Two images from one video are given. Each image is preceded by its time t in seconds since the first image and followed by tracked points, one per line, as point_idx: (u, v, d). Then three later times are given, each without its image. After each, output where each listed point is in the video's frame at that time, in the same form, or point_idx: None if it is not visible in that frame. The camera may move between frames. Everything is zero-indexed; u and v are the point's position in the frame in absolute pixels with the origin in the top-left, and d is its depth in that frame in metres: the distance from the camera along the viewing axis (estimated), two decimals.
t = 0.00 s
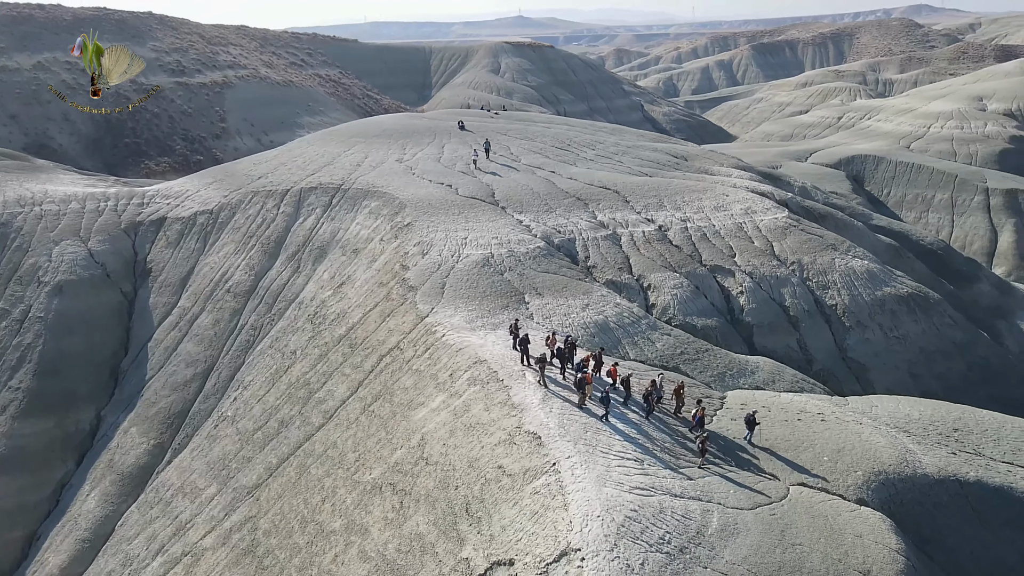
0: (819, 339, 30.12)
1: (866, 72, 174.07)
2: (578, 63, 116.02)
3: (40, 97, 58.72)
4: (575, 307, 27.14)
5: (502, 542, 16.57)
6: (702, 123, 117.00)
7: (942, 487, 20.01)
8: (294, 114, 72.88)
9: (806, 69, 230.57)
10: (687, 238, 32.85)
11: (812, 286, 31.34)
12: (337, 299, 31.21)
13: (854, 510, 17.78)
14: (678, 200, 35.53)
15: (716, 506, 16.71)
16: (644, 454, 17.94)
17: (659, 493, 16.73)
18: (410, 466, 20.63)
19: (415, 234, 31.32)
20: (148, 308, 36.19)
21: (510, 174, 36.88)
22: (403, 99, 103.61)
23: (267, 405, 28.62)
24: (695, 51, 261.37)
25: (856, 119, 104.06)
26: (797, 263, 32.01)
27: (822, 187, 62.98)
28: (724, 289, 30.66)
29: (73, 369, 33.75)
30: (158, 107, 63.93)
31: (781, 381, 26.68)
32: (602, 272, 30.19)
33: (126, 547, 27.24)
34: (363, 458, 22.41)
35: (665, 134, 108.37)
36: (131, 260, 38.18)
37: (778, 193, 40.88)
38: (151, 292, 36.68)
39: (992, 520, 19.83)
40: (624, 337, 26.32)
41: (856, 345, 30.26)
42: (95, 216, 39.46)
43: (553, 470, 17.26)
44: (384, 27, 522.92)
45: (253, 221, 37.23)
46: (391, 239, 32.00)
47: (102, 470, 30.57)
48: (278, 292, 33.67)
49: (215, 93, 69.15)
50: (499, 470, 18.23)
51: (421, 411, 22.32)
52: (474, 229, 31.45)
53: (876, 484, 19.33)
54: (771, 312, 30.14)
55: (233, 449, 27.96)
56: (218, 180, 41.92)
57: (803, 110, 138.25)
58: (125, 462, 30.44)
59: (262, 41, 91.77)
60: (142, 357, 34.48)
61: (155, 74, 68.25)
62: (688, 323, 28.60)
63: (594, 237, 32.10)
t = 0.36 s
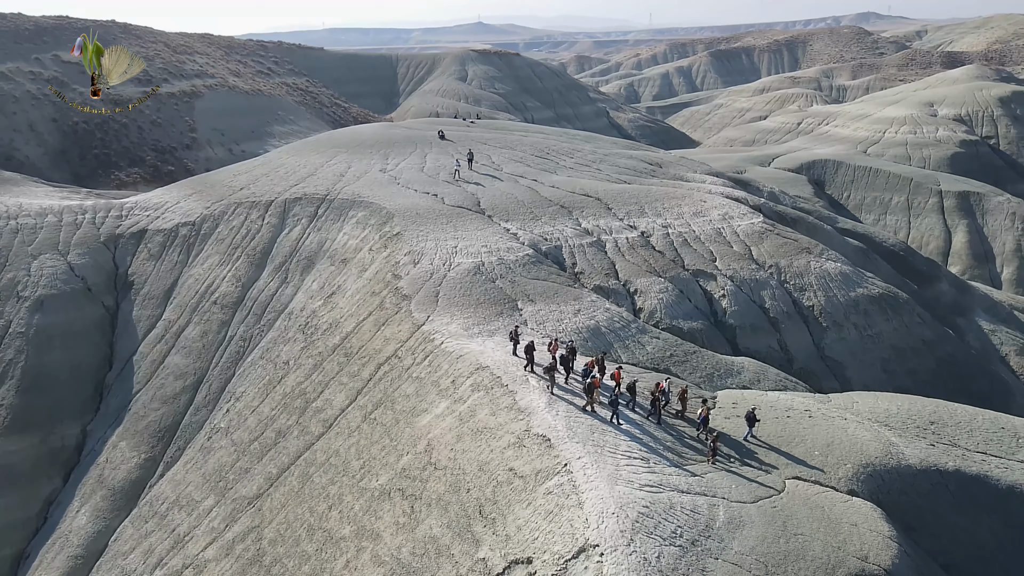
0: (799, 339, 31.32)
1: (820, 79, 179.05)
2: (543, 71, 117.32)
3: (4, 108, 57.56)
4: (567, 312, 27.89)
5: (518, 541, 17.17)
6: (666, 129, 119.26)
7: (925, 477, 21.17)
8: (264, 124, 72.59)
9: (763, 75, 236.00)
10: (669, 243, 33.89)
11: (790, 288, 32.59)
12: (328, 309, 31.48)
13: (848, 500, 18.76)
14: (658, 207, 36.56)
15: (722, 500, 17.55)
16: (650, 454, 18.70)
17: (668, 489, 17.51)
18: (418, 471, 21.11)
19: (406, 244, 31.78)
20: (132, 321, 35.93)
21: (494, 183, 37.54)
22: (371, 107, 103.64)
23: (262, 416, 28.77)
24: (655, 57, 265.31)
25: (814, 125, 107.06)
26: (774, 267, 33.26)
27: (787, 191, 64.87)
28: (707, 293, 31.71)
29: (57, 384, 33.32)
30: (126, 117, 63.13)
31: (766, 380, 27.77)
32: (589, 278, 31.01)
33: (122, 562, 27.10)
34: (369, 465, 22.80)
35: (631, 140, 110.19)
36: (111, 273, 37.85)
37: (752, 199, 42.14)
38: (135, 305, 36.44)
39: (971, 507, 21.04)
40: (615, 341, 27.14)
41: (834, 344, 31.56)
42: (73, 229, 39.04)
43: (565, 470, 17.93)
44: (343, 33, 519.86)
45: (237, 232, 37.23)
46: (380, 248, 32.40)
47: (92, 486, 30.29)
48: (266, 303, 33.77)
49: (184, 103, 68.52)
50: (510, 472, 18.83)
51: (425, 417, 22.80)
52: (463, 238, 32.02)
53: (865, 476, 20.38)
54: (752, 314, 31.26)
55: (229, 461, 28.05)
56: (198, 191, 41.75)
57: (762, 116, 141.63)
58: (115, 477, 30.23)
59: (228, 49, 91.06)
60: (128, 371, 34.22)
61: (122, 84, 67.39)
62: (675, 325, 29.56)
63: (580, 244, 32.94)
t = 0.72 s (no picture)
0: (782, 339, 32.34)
1: (781, 84, 183.09)
2: (513, 77, 118.22)
3: None
4: (561, 318, 28.53)
5: (533, 541, 17.70)
6: (635, 134, 121.03)
7: (910, 469, 22.23)
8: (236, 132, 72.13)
9: (726, 80, 240.22)
10: (654, 248, 34.77)
11: (771, 290, 33.66)
12: (320, 318, 31.69)
13: (842, 493, 19.66)
14: (641, 213, 37.47)
15: (726, 496, 18.31)
16: (655, 453, 19.38)
17: (675, 487, 18.22)
18: (425, 476, 21.51)
19: (397, 252, 32.14)
20: (118, 333, 35.67)
21: (480, 191, 38.05)
22: (342, 114, 103.46)
23: (259, 425, 28.87)
24: (619, 63, 268.29)
25: (779, 129, 109.55)
26: (756, 270, 34.33)
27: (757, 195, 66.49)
28: (692, 296, 32.60)
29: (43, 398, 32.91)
30: (97, 126, 62.29)
31: (753, 380, 28.72)
32: (579, 283, 31.70)
33: None
34: (374, 471, 23.13)
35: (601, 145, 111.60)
36: (95, 285, 37.49)
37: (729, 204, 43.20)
38: (120, 316, 36.18)
39: (953, 496, 22.17)
40: (609, 345, 27.84)
41: (814, 344, 32.68)
42: (53, 241, 38.61)
43: (575, 471, 18.52)
44: (305, 39, 514.91)
45: (224, 242, 37.19)
46: (372, 257, 32.70)
47: (83, 500, 30.01)
48: (256, 313, 33.83)
49: (155, 111, 67.83)
50: (520, 474, 19.37)
51: (429, 423, 23.20)
52: (454, 246, 32.48)
53: (855, 469, 21.32)
54: (736, 316, 32.24)
55: (226, 471, 28.10)
56: (180, 201, 41.55)
57: (727, 121, 144.34)
58: (107, 490, 30.02)
59: (196, 57, 90.19)
60: (116, 383, 33.96)
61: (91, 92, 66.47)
62: (663, 328, 30.38)
63: (568, 250, 33.62)
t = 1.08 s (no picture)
0: (764, 341, 33.43)
1: (740, 90, 187.15)
2: (481, 85, 119.05)
3: None
4: (554, 323, 29.22)
5: (548, 540, 18.29)
6: (601, 141, 122.75)
7: (895, 461, 23.36)
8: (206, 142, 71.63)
9: (686, 86, 244.45)
10: (638, 254, 35.70)
11: (752, 293, 34.81)
12: (312, 328, 31.87)
13: (836, 486, 20.64)
14: (624, 219, 38.41)
15: (730, 491, 19.11)
16: (660, 452, 20.14)
17: (682, 484, 18.98)
18: (434, 480, 21.94)
19: (388, 262, 32.49)
20: (102, 347, 35.32)
21: (465, 199, 38.54)
22: (310, 122, 103.06)
23: (255, 435, 28.94)
24: (581, 69, 271.09)
25: (742, 134, 112.16)
26: (736, 274, 35.46)
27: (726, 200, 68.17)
28: (677, 299, 33.59)
29: (28, 414, 32.45)
30: (64, 136, 61.27)
31: (739, 379, 29.77)
32: (568, 289, 32.44)
33: None
34: (380, 477, 23.49)
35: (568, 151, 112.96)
36: (76, 299, 37.03)
37: (707, 210, 44.32)
38: (104, 330, 35.82)
39: (935, 486, 23.37)
40: (601, 349, 28.59)
41: (795, 344, 33.85)
42: (32, 255, 38.08)
43: (585, 471, 19.17)
44: (263, 45, 509.22)
45: (209, 253, 37.07)
46: (362, 266, 32.98)
47: (74, 516, 29.67)
48: (245, 324, 33.84)
49: (123, 121, 66.99)
50: (531, 476, 19.95)
51: (434, 428, 23.65)
52: (444, 254, 32.92)
53: (845, 463, 22.36)
54: (720, 318, 33.27)
55: (223, 483, 28.13)
56: (161, 212, 41.24)
57: (690, 126, 147.07)
58: (99, 506, 29.72)
59: (161, 65, 89.10)
60: (102, 397, 33.59)
61: (57, 102, 65.39)
62: (652, 332, 31.28)
63: (555, 257, 34.34)
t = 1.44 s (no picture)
0: (747, 341, 34.48)
1: (701, 96, 190.62)
2: (448, 91, 119.43)
3: None
4: (547, 328, 29.86)
5: (562, 539, 18.86)
6: (568, 147, 124.11)
7: (881, 454, 24.48)
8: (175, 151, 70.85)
9: (646, 92, 248.03)
10: (622, 259, 36.55)
11: (733, 296, 35.90)
12: (305, 337, 31.99)
13: (830, 478, 21.58)
14: (607, 226, 39.23)
15: (734, 487, 19.91)
16: (665, 450, 20.87)
17: (688, 481, 19.72)
18: (442, 485, 22.35)
19: (380, 270, 32.77)
20: (86, 360, 34.85)
21: (451, 208, 38.96)
22: (277, 129, 102.37)
23: (252, 446, 28.97)
24: (544, 75, 273.00)
25: (706, 140, 114.41)
26: (718, 277, 36.52)
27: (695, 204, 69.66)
28: (662, 303, 34.48)
29: (12, 430, 31.89)
30: (30, 146, 60.01)
31: (727, 379, 30.73)
32: (558, 295, 33.10)
33: None
34: (386, 484, 23.80)
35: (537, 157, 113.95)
36: (57, 312, 36.47)
37: (684, 215, 45.39)
38: (88, 343, 35.37)
39: (918, 477, 24.55)
40: (594, 353, 29.29)
41: (776, 344, 34.97)
42: (10, 269, 37.43)
43: (596, 471, 19.79)
44: (219, 51, 501.59)
45: (194, 264, 36.86)
46: (353, 275, 33.20)
47: (65, 532, 29.26)
48: (235, 334, 33.79)
49: (90, 130, 65.86)
50: (541, 478, 20.50)
51: (438, 434, 24.06)
52: (435, 262, 33.30)
53: (836, 456, 23.37)
54: (704, 320, 34.26)
55: (221, 494, 28.08)
56: (141, 223, 40.83)
57: (654, 132, 149.42)
58: (91, 521, 29.36)
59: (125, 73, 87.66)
60: (88, 412, 33.14)
61: (21, 111, 64.00)
62: (640, 335, 32.12)
63: (543, 263, 34.98)
